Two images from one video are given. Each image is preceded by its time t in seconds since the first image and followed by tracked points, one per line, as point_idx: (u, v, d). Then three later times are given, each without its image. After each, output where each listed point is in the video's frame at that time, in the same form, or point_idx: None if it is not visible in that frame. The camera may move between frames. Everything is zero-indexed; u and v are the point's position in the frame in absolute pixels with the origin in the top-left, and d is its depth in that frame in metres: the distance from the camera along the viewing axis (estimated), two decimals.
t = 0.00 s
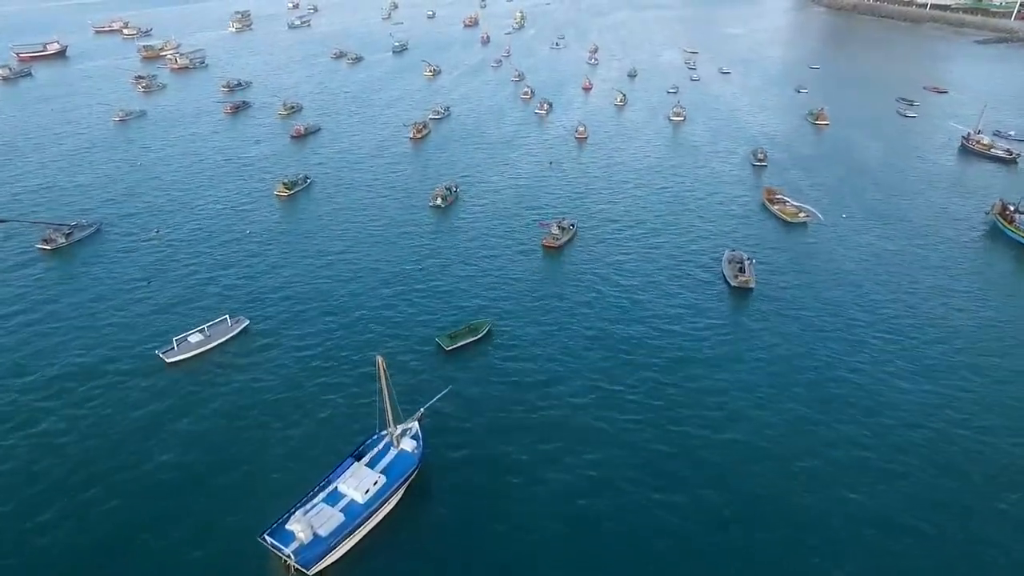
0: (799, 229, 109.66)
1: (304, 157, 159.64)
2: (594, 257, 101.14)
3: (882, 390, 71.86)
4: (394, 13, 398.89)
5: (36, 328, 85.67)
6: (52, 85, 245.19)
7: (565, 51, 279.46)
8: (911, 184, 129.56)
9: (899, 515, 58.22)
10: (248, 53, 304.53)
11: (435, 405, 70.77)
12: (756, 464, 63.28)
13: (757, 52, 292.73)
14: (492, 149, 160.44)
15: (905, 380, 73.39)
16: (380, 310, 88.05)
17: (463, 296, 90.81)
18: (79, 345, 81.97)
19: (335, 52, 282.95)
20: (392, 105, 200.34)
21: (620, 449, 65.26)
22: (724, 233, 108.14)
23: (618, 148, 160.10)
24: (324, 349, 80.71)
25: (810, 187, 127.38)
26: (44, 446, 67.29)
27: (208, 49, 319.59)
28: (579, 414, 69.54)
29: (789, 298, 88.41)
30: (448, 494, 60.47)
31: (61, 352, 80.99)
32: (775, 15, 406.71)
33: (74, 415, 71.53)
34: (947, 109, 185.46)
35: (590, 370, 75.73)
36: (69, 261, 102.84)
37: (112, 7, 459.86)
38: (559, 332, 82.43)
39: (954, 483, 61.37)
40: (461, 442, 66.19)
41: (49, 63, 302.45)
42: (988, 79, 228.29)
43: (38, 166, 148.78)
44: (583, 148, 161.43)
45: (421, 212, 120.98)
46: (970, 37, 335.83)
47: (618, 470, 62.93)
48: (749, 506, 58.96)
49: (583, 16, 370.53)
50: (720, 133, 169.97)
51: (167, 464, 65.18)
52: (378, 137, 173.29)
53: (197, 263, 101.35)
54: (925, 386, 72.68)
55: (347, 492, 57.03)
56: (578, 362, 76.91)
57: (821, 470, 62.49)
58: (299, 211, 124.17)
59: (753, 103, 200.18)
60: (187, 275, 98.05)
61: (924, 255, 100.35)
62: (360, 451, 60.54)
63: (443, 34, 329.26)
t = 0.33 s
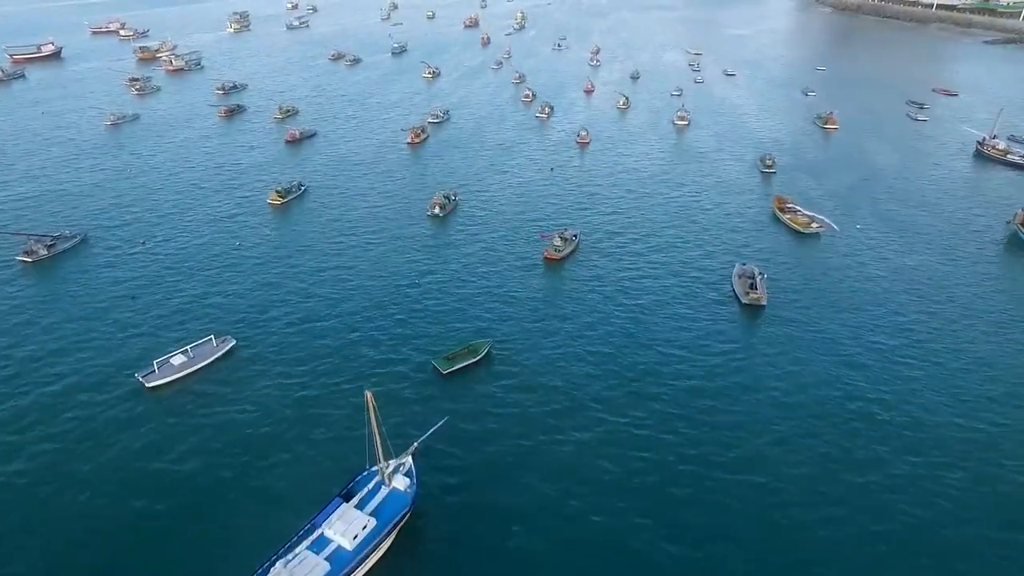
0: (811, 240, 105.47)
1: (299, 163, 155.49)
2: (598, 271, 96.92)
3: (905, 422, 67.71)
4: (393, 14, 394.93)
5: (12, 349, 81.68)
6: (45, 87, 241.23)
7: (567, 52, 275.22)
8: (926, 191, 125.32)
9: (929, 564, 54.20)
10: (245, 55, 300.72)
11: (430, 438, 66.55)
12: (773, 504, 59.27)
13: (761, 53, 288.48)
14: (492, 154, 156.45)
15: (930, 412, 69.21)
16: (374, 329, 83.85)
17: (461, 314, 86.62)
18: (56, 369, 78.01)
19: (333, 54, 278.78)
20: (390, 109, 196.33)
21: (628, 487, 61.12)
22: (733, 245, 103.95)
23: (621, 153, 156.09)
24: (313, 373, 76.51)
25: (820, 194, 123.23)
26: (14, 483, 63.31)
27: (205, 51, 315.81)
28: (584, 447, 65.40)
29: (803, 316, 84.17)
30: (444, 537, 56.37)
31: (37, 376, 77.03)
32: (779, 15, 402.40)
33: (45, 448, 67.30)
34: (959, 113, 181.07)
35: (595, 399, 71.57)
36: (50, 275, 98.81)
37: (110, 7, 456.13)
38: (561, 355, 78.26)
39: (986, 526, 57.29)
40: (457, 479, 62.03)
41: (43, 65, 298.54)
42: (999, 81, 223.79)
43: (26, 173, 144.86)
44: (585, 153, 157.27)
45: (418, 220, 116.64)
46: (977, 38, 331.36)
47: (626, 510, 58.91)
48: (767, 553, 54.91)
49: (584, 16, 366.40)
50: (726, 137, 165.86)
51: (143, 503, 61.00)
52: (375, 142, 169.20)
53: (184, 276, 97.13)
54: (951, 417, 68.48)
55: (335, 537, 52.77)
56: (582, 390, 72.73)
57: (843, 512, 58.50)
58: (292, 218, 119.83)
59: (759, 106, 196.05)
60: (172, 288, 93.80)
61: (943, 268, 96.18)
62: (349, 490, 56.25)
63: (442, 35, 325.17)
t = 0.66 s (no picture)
0: (825, 253, 101.12)
1: (293, 170, 151.01)
2: (602, 287, 92.53)
3: (933, 462, 63.42)
4: (393, 14, 391.23)
5: None
6: (36, 89, 236.79)
7: (568, 54, 270.94)
8: (941, 200, 121.11)
9: None
10: (241, 57, 296.45)
11: (425, 477, 62.28)
12: (793, 554, 55.21)
13: (765, 55, 284.28)
14: (491, 161, 152.25)
15: (958, 449, 65.01)
16: (367, 352, 79.52)
17: (459, 335, 82.21)
18: (30, 394, 73.72)
19: (330, 56, 274.46)
20: (387, 113, 192.13)
21: (637, 535, 56.84)
22: (744, 259, 99.56)
23: (625, 159, 151.76)
24: (301, 402, 72.05)
25: (833, 204, 118.96)
26: None
27: (201, 52, 311.65)
28: (588, 489, 61.08)
29: (819, 339, 79.85)
30: None
31: (9, 401, 72.72)
32: (782, 16, 398.10)
33: (10, 487, 62.68)
34: (971, 117, 176.81)
35: (600, 433, 67.21)
36: (29, 290, 94.42)
37: (106, 7, 452.41)
38: (564, 383, 73.97)
39: None
40: (453, 524, 57.83)
41: (36, 66, 294.02)
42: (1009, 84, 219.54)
43: (11, 181, 140.50)
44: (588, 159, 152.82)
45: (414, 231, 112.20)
46: (984, 39, 327.05)
47: (635, 561, 54.82)
48: None
49: (585, 17, 362.20)
50: (732, 143, 161.63)
51: (115, 546, 56.88)
52: (372, 147, 164.94)
53: (169, 291, 92.81)
54: (984, 457, 64.07)
55: None
56: (587, 424, 68.41)
57: (869, 563, 54.41)
58: (283, 227, 115.20)
59: (765, 110, 191.77)
60: (154, 305, 89.27)
61: (963, 285, 92.08)
62: (336, 537, 52.04)
63: (442, 37, 320.76)
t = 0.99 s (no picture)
0: (839, 266, 96.91)
1: (287, 176, 146.67)
2: (607, 303, 88.11)
3: (965, 507, 59.26)
4: (392, 15, 387.08)
5: None
6: (27, 92, 232.17)
7: (569, 56, 266.59)
8: (958, 209, 116.93)
9: None
10: (237, 58, 292.03)
11: (420, 521, 58.09)
12: None
13: (769, 57, 280.00)
14: (491, 166, 147.91)
15: (989, 489, 61.12)
16: (359, 376, 75.11)
17: (456, 357, 77.84)
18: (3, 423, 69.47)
19: (328, 57, 270.03)
20: (385, 117, 187.85)
21: None
22: (755, 273, 95.09)
23: (629, 165, 147.37)
24: (289, 434, 67.66)
25: (845, 214, 114.71)
26: None
27: (197, 54, 307.45)
28: (596, 535, 57.07)
29: (837, 364, 75.61)
30: None
31: None
32: (785, 17, 393.71)
33: None
34: (983, 122, 172.50)
35: (608, 472, 62.94)
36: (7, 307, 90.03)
37: (103, 8, 448.12)
38: (569, 414, 69.67)
39: None
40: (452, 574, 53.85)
41: (28, 68, 289.29)
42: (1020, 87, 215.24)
43: None
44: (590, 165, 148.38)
45: (410, 241, 107.61)
46: (991, 40, 322.69)
47: None
48: None
49: (586, 18, 357.98)
50: (738, 148, 157.34)
51: None
52: (368, 153, 160.54)
53: (151, 309, 88.35)
54: (1020, 501, 59.91)
55: None
56: (593, 461, 64.12)
57: None
58: (274, 239, 110.71)
59: (771, 114, 187.49)
60: (136, 324, 84.84)
61: (986, 302, 88.03)
62: None
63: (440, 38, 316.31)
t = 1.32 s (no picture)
0: (856, 282, 92.68)
1: (280, 182, 141.86)
2: (614, 322, 83.55)
3: (1005, 552, 54.73)
4: (391, 16, 382.89)
5: None
6: (19, 95, 228.08)
7: (570, 58, 262.10)
8: (976, 219, 112.49)
9: None
10: (234, 60, 287.92)
11: (411, 568, 53.47)
12: None
13: (774, 59, 275.82)
14: (491, 172, 143.56)
15: None
16: (350, 404, 70.55)
17: (454, 382, 73.28)
18: None
19: (325, 59, 265.57)
20: (382, 121, 183.61)
21: None
22: (768, 288, 90.61)
23: (634, 171, 142.96)
24: (275, 470, 63.13)
25: (860, 225, 110.24)
26: None
27: (192, 56, 303.03)
28: None
29: (859, 391, 71.19)
30: None
31: None
32: (789, 18, 389.32)
33: None
34: (997, 126, 168.03)
35: (617, 512, 58.35)
36: None
37: (99, 8, 443.78)
38: (574, 446, 65.08)
39: None
40: None
41: (22, 70, 285.26)
42: None
43: None
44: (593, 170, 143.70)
45: (406, 252, 103.08)
46: (998, 41, 317.95)
47: None
48: None
49: (588, 19, 353.60)
50: (745, 153, 152.98)
51: None
52: (365, 158, 156.02)
53: (131, 327, 83.73)
54: None
55: None
56: (602, 500, 59.50)
57: None
58: (265, 250, 105.93)
59: (778, 118, 183.19)
60: (115, 344, 80.38)
61: (1012, 320, 83.59)
62: None
63: (440, 39, 312.24)
